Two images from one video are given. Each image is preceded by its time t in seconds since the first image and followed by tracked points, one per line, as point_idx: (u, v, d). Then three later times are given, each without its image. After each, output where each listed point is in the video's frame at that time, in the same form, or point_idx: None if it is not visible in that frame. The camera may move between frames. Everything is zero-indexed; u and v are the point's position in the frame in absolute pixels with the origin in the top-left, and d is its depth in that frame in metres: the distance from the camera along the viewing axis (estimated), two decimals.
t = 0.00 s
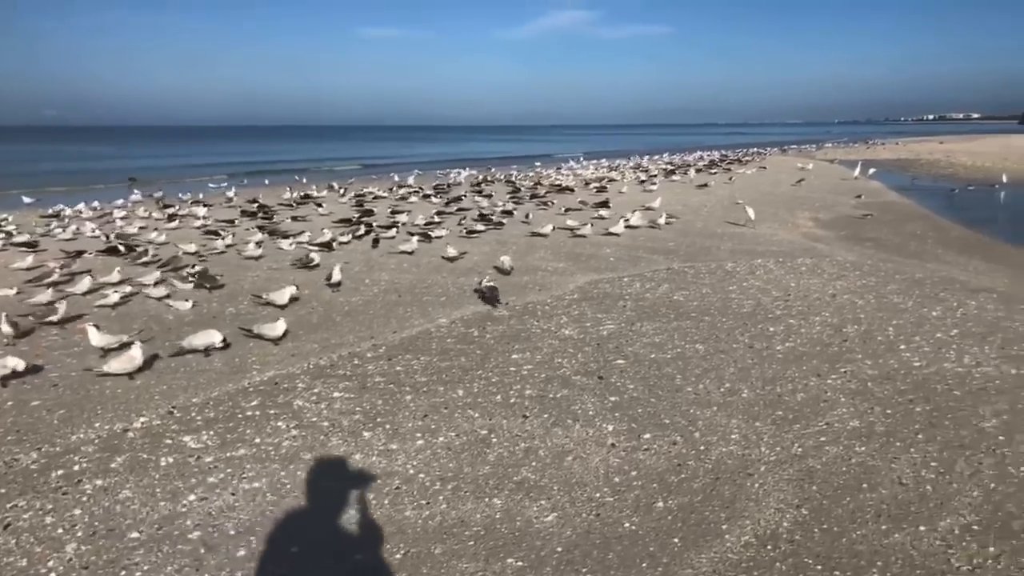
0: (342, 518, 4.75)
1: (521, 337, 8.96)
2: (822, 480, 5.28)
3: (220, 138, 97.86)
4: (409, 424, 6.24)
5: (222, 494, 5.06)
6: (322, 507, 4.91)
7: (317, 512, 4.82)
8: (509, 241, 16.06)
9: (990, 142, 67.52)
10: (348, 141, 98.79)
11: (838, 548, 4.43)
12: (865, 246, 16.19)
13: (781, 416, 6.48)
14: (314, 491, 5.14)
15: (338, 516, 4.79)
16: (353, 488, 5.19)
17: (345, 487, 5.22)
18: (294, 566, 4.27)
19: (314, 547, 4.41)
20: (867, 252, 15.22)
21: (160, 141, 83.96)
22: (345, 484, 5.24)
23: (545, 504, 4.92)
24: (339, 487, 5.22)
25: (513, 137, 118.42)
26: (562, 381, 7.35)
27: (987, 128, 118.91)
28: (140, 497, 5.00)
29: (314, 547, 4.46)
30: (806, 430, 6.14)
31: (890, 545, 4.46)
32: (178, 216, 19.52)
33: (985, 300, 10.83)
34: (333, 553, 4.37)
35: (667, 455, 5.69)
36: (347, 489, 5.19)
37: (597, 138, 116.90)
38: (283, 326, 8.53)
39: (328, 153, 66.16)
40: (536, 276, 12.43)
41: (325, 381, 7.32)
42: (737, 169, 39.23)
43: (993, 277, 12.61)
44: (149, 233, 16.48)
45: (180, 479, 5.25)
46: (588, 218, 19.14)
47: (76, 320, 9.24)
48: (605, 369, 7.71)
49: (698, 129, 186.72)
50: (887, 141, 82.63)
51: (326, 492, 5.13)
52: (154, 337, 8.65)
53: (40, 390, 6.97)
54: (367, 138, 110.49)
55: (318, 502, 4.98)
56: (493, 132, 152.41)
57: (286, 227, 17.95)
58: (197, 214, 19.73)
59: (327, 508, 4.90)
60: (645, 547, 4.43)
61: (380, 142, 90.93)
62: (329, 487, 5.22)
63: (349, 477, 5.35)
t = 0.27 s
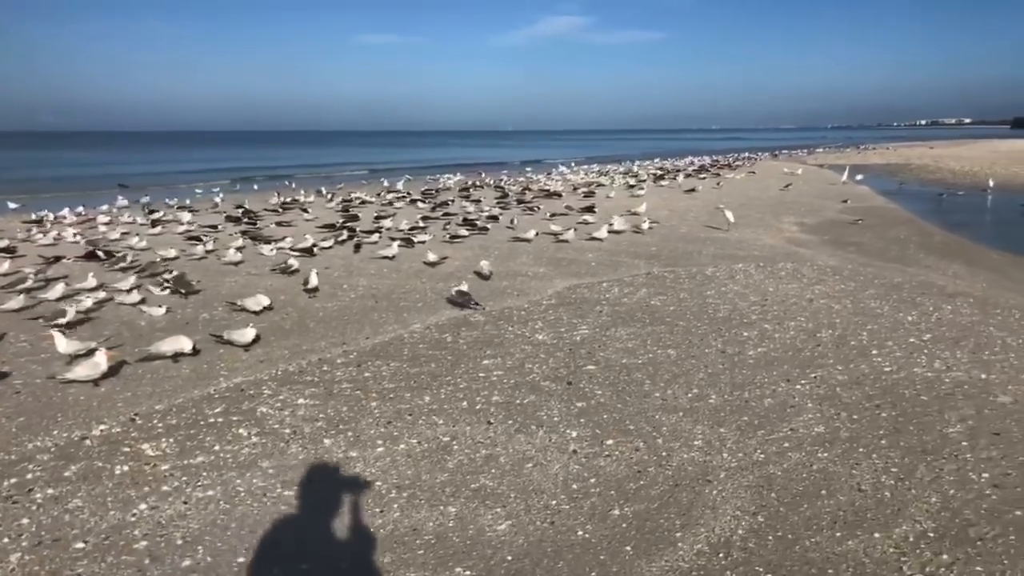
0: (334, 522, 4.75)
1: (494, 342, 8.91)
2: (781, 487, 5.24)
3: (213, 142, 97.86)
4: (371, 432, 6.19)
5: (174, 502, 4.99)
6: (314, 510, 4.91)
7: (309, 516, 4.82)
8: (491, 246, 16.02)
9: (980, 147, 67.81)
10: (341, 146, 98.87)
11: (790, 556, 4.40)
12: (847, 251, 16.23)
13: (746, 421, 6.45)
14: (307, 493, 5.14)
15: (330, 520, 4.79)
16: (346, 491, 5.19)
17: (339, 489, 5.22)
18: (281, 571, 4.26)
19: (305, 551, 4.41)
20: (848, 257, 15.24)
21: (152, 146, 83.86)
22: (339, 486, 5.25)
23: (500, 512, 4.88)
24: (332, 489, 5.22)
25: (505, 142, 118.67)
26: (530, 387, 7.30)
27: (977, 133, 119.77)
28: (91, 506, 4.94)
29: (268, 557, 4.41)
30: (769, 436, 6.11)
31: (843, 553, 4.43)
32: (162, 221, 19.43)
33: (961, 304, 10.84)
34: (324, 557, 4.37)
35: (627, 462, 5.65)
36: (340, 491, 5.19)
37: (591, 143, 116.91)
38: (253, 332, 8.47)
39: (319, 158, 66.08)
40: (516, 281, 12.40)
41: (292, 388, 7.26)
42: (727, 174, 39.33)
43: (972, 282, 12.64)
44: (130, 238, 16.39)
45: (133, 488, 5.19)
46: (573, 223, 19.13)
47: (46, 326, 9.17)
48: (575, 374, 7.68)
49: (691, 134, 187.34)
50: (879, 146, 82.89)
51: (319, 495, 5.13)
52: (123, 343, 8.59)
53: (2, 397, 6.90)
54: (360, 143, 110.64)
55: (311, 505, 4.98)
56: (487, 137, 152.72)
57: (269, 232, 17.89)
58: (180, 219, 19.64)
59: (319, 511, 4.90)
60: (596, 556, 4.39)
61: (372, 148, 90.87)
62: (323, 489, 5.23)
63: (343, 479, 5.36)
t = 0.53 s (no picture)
0: (332, 525, 4.77)
1: (466, 344, 8.90)
2: (738, 490, 5.23)
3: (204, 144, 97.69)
4: (333, 435, 6.16)
5: (127, 508, 4.97)
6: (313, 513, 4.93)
7: (308, 519, 4.84)
8: (473, 247, 16.01)
9: (970, 149, 68.10)
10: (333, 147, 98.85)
11: (740, 560, 4.39)
12: (829, 253, 16.28)
13: (710, 424, 6.45)
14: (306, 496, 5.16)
15: (329, 522, 4.80)
16: (344, 493, 5.21)
17: (336, 492, 5.24)
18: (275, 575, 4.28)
19: (304, 554, 4.42)
20: (829, 259, 15.28)
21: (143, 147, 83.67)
22: (337, 489, 5.26)
23: (454, 517, 4.87)
24: (330, 492, 5.24)
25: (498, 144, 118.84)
26: (498, 389, 7.29)
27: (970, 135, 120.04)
28: (42, 513, 4.91)
29: (222, 567, 4.38)
30: (732, 439, 6.11)
31: (794, 557, 4.43)
32: (145, 223, 19.36)
33: (936, 307, 10.87)
34: (321, 560, 4.38)
35: (587, 465, 5.65)
36: (338, 494, 5.21)
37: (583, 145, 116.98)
38: (223, 335, 8.43)
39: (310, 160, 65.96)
40: (495, 283, 12.39)
41: (258, 391, 7.23)
42: (716, 176, 39.44)
43: (949, 285, 12.69)
44: (110, 240, 16.32)
45: (87, 493, 5.16)
46: (557, 225, 19.14)
47: (16, 330, 9.11)
48: (544, 377, 7.66)
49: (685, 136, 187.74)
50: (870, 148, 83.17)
51: (317, 498, 5.15)
52: (92, 346, 8.54)
53: None
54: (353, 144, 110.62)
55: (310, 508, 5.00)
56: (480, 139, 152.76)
57: (251, 234, 17.84)
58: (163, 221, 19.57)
59: (318, 514, 4.92)
60: (545, 560, 4.39)
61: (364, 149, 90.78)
62: (320, 492, 5.25)
63: (340, 482, 5.38)
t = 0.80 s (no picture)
0: (329, 527, 4.79)
1: (444, 346, 8.87)
2: (702, 494, 5.20)
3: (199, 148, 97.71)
4: (300, 439, 6.13)
5: (85, 513, 4.94)
6: (310, 515, 4.95)
7: (305, 522, 4.85)
8: (460, 249, 15.99)
9: (965, 151, 68.18)
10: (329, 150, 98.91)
11: (697, 564, 4.38)
12: (815, 255, 16.29)
13: (681, 426, 6.42)
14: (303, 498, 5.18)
15: (326, 525, 4.82)
16: (341, 495, 5.23)
17: (334, 494, 5.26)
18: None
19: (302, 557, 4.46)
20: (815, 261, 15.28)
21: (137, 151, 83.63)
22: (334, 491, 5.29)
23: (413, 521, 4.87)
24: (327, 494, 5.26)
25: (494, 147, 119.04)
26: (471, 392, 7.25)
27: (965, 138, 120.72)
28: None
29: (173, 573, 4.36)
30: (700, 442, 6.09)
31: (752, 561, 4.41)
32: (132, 225, 19.30)
33: (917, 309, 10.87)
34: (319, 563, 4.40)
35: (553, 468, 5.63)
36: (335, 496, 5.23)
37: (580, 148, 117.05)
38: (197, 338, 8.40)
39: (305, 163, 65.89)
40: (477, 285, 12.37)
41: (229, 395, 7.19)
42: (709, 178, 39.50)
43: (932, 287, 12.70)
44: (96, 242, 16.27)
45: (46, 498, 5.14)
46: (545, 228, 19.14)
47: None
48: (518, 379, 7.63)
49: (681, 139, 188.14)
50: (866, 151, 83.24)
51: (313, 500, 5.17)
52: (66, 350, 8.50)
53: None
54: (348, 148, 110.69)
55: (307, 510, 5.02)
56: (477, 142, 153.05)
57: (238, 236, 17.81)
58: (151, 224, 19.53)
59: (314, 517, 4.94)
60: (501, 565, 4.39)
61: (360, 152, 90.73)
62: (317, 493, 5.27)
63: (337, 483, 5.40)
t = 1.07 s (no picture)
0: (317, 534, 4.71)
1: (408, 352, 8.68)
2: (658, 505, 5.06)
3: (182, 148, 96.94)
4: (249, 450, 5.94)
5: (14, 529, 4.74)
6: (296, 522, 4.85)
7: (292, 527, 4.77)
8: (435, 250, 15.81)
9: (947, 154, 68.58)
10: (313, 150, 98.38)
11: None
12: (793, 257, 16.21)
13: (642, 435, 6.28)
14: (290, 504, 5.08)
15: (313, 532, 4.72)
16: (328, 500, 5.14)
17: (322, 498, 5.17)
18: None
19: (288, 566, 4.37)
20: (792, 263, 15.20)
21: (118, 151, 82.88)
22: (321, 496, 5.18)
23: (357, 536, 4.70)
24: (315, 499, 5.17)
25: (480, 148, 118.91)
26: (431, 399, 7.08)
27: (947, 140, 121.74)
28: None
29: None
30: (660, 450, 5.94)
31: None
32: (103, 227, 18.98)
33: (891, 312, 10.79)
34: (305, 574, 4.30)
35: (507, 478, 5.47)
36: (324, 500, 5.14)
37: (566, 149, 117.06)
38: (153, 343, 8.17)
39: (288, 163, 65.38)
40: (449, 288, 12.19)
41: (181, 403, 6.97)
42: (691, 179, 39.49)
43: (907, 290, 12.63)
44: (63, 244, 15.95)
45: None
46: (522, 229, 18.99)
47: None
48: (480, 386, 7.46)
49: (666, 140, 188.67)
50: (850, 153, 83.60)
51: (302, 504, 5.08)
52: (18, 356, 8.25)
53: None
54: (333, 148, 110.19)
55: (294, 516, 4.91)
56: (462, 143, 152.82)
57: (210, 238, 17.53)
58: (123, 225, 19.22)
59: (302, 522, 4.85)
60: None
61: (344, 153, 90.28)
62: (305, 497, 5.18)
63: (325, 487, 5.31)
